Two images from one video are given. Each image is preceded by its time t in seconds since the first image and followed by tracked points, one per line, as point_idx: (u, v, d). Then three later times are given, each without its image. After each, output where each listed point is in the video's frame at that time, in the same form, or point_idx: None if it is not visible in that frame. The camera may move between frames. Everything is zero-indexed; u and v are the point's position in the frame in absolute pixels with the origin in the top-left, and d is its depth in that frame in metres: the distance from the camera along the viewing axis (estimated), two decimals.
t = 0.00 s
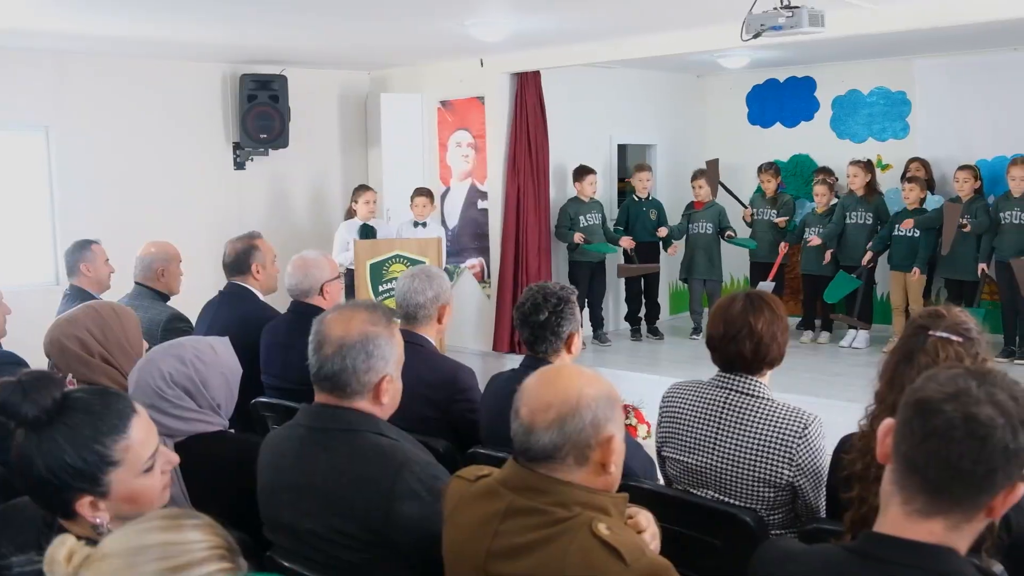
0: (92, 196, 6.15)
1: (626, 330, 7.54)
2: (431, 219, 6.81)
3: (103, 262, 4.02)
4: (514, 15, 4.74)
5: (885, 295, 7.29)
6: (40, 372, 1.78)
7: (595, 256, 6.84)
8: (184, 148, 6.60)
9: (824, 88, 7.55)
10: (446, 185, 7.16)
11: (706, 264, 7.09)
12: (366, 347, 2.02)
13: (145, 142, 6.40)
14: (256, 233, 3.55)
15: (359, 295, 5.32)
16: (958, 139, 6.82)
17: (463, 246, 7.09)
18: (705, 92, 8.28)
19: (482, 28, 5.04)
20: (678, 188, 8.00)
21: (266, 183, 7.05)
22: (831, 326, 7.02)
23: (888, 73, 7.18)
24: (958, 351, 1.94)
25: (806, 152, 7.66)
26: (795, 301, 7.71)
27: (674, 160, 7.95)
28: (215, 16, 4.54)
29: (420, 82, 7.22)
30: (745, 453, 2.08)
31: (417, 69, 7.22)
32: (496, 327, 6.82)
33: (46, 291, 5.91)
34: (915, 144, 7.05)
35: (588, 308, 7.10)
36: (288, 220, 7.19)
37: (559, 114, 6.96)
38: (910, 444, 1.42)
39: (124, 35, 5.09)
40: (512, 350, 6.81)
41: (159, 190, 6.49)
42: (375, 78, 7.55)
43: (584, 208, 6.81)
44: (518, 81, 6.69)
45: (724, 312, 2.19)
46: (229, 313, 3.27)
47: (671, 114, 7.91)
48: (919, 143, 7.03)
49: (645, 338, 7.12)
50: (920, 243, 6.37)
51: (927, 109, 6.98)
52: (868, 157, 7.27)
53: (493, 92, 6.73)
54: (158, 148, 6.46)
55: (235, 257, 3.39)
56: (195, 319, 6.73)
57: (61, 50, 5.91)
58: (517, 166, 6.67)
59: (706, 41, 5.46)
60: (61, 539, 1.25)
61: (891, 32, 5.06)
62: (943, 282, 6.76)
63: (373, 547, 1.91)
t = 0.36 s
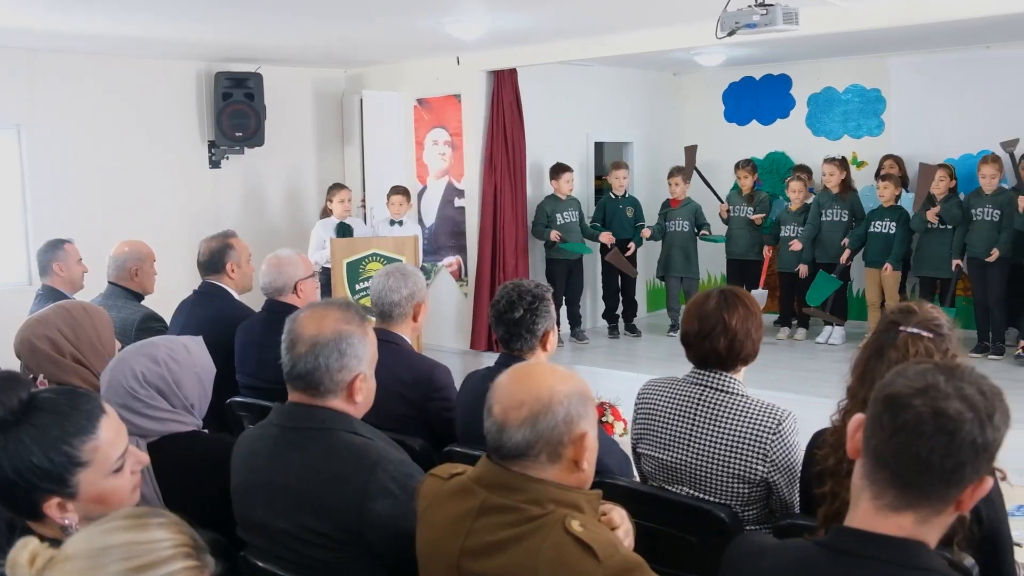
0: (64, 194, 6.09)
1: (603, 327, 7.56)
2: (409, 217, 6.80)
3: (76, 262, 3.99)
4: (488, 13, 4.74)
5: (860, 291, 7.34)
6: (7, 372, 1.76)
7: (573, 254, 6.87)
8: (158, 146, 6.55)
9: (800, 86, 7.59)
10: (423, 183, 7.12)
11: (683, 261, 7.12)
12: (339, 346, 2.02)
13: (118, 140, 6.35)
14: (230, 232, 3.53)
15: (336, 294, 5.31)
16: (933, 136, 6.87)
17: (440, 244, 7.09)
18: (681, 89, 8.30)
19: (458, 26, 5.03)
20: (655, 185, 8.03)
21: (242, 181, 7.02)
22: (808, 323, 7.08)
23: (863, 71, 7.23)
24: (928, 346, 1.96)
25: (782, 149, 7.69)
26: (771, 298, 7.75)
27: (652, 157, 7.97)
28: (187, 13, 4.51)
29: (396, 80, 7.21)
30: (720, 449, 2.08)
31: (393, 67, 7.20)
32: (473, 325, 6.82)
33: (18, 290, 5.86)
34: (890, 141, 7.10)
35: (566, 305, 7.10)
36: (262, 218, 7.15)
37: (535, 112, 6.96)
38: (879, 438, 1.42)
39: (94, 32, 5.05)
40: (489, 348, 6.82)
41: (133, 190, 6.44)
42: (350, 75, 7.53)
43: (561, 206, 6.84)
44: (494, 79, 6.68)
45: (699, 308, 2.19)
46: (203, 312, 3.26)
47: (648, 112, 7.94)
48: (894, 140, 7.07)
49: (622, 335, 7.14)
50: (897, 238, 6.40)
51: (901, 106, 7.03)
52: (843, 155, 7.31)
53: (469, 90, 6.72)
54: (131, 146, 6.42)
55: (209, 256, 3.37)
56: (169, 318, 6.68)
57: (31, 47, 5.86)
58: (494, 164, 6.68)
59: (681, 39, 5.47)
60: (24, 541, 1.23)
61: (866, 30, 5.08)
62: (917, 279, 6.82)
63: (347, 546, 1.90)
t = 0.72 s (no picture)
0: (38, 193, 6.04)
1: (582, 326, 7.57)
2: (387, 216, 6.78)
3: (50, 261, 3.96)
4: (465, 11, 4.73)
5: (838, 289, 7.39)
6: None
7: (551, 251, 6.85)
8: (134, 144, 6.51)
9: (777, 84, 7.62)
10: (402, 181, 7.08)
11: (662, 259, 7.14)
12: (315, 345, 2.01)
13: (92, 138, 6.30)
14: (207, 230, 3.51)
15: (314, 293, 5.29)
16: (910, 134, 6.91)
17: (419, 243, 7.08)
18: (660, 88, 8.31)
19: (435, 24, 5.02)
20: (634, 184, 8.04)
21: (219, 180, 6.97)
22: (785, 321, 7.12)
23: (840, 70, 7.27)
24: (900, 344, 1.97)
25: (760, 148, 7.73)
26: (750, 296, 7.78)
27: (631, 156, 7.99)
28: (161, 10, 4.48)
29: (374, 78, 7.19)
30: (697, 447, 2.09)
31: (371, 65, 7.18)
32: (452, 324, 6.81)
33: None
34: (867, 139, 7.14)
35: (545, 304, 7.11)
36: (239, 217, 7.11)
37: (513, 111, 6.96)
38: (852, 435, 1.43)
39: (64, 30, 5.00)
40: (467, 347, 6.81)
41: (108, 189, 6.39)
42: (328, 73, 7.51)
43: (539, 203, 6.85)
44: (472, 77, 6.68)
45: (675, 307, 2.20)
46: (178, 312, 3.24)
47: (627, 111, 7.95)
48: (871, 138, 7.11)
49: (601, 333, 7.16)
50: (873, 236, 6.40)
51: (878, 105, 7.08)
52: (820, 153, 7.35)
53: (447, 89, 6.71)
54: (106, 145, 6.37)
55: (186, 255, 3.35)
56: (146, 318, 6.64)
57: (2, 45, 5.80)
58: (472, 163, 6.67)
59: (659, 38, 5.47)
60: None
61: (842, 29, 5.11)
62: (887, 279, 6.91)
63: (323, 545, 1.89)
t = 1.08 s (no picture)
0: (14, 191, 5.98)
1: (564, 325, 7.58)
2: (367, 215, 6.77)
3: (27, 260, 3.93)
4: (444, 10, 4.72)
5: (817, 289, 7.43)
6: None
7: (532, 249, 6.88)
8: (112, 142, 6.47)
9: (757, 84, 7.65)
10: (382, 180, 7.13)
11: (643, 258, 7.15)
12: (292, 344, 2.00)
13: (69, 136, 6.25)
14: (185, 229, 3.49)
15: (293, 292, 5.27)
16: (890, 134, 6.96)
17: (399, 242, 7.07)
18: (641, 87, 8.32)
19: (415, 23, 5.00)
20: (616, 183, 8.06)
21: (198, 178, 6.94)
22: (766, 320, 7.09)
23: (820, 70, 7.31)
24: (877, 342, 1.98)
25: (740, 147, 7.76)
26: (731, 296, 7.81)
27: (612, 156, 8.01)
28: (138, 7, 4.45)
29: (355, 77, 7.17)
30: (676, 445, 2.09)
31: (351, 64, 7.17)
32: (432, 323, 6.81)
33: None
34: (846, 139, 7.18)
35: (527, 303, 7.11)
36: (218, 216, 7.07)
37: (494, 110, 6.96)
38: (830, 434, 1.44)
39: (39, 27, 4.96)
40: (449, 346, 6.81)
41: (85, 187, 6.35)
42: (308, 71, 7.48)
43: (519, 203, 6.84)
44: (453, 76, 6.67)
45: (654, 306, 2.20)
46: (156, 311, 3.22)
47: (609, 110, 7.97)
48: (850, 138, 7.16)
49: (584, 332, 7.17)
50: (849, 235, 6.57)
51: (857, 105, 7.12)
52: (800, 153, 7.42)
53: (427, 87, 6.69)
54: (83, 143, 6.32)
55: (163, 254, 3.33)
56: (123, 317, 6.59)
57: None
58: (452, 161, 6.64)
59: (639, 37, 5.47)
60: None
61: (820, 29, 5.14)
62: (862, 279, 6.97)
63: (302, 546, 1.88)
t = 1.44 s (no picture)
0: None
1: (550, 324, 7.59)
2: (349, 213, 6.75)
3: (6, 259, 3.90)
4: (425, 8, 4.71)
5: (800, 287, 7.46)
6: None
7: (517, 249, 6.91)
8: (92, 140, 6.43)
9: (740, 83, 7.67)
10: (365, 178, 7.04)
11: (632, 256, 7.17)
12: (272, 344, 1.99)
13: (48, 134, 6.21)
14: (166, 228, 3.48)
15: (276, 291, 5.25)
16: (874, 133, 6.98)
17: (382, 241, 7.06)
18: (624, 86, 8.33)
19: (398, 22, 4.99)
20: (601, 182, 8.07)
21: (180, 176, 6.90)
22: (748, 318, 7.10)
23: (802, 69, 7.34)
24: (858, 341, 1.98)
25: (723, 146, 7.78)
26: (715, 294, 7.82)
27: (596, 155, 8.01)
28: (119, 5, 4.42)
29: (338, 75, 7.15)
30: (657, 444, 2.09)
31: (334, 63, 7.15)
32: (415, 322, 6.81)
33: None
34: (829, 138, 7.21)
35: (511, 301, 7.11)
36: (200, 214, 7.04)
37: (478, 109, 6.95)
38: (809, 432, 1.44)
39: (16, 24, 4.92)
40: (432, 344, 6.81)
41: (65, 185, 6.31)
42: (291, 70, 7.46)
43: (503, 202, 6.86)
44: (436, 74, 6.66)
45: (636, 305, 2.20)
46: (137, 310, 3.20)
47: (592, 109, 7.97)
48: (833, 138, 7.18)
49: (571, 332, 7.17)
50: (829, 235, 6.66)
51: (840, 104, 7.15)
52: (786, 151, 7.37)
53: (411, 86, 6.68)
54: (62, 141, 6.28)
55: (144, 253, 3.32)
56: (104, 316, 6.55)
57: None
58: (435, 160, 6.63)
59: (622, 36, 5.47)
60: None
61: (803, 28, 5.15)
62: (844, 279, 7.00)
63: (282, 545, 1.87)
